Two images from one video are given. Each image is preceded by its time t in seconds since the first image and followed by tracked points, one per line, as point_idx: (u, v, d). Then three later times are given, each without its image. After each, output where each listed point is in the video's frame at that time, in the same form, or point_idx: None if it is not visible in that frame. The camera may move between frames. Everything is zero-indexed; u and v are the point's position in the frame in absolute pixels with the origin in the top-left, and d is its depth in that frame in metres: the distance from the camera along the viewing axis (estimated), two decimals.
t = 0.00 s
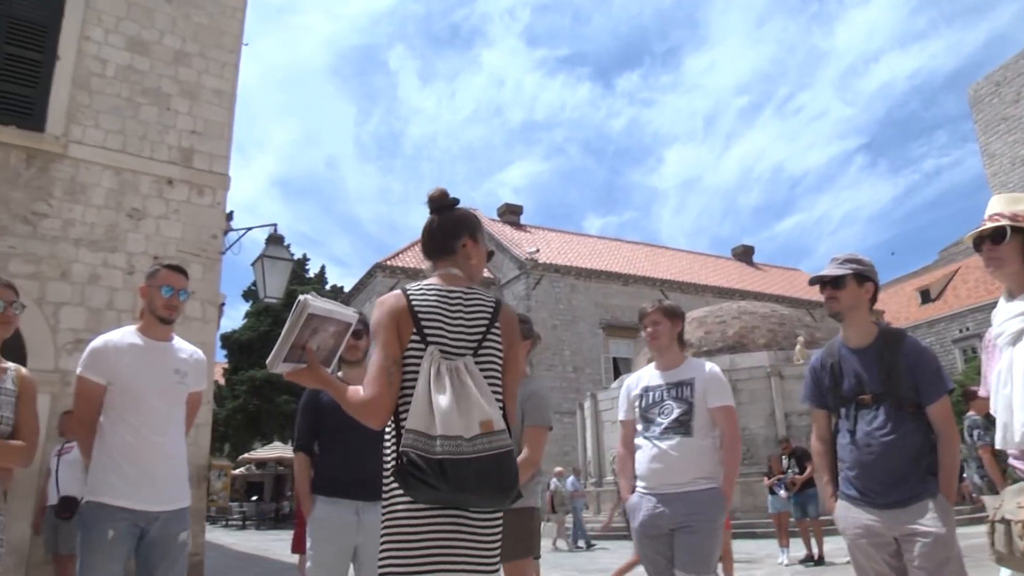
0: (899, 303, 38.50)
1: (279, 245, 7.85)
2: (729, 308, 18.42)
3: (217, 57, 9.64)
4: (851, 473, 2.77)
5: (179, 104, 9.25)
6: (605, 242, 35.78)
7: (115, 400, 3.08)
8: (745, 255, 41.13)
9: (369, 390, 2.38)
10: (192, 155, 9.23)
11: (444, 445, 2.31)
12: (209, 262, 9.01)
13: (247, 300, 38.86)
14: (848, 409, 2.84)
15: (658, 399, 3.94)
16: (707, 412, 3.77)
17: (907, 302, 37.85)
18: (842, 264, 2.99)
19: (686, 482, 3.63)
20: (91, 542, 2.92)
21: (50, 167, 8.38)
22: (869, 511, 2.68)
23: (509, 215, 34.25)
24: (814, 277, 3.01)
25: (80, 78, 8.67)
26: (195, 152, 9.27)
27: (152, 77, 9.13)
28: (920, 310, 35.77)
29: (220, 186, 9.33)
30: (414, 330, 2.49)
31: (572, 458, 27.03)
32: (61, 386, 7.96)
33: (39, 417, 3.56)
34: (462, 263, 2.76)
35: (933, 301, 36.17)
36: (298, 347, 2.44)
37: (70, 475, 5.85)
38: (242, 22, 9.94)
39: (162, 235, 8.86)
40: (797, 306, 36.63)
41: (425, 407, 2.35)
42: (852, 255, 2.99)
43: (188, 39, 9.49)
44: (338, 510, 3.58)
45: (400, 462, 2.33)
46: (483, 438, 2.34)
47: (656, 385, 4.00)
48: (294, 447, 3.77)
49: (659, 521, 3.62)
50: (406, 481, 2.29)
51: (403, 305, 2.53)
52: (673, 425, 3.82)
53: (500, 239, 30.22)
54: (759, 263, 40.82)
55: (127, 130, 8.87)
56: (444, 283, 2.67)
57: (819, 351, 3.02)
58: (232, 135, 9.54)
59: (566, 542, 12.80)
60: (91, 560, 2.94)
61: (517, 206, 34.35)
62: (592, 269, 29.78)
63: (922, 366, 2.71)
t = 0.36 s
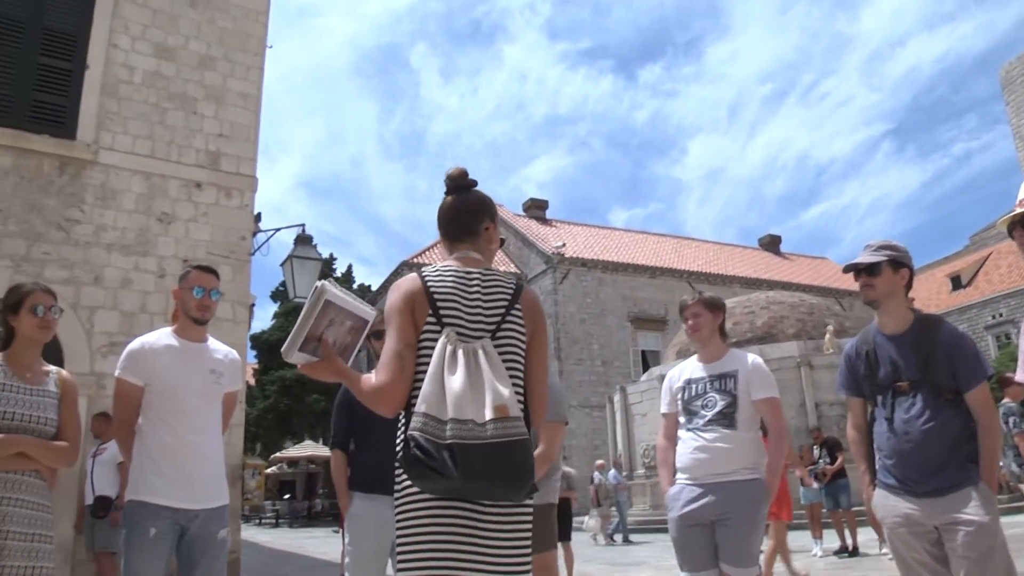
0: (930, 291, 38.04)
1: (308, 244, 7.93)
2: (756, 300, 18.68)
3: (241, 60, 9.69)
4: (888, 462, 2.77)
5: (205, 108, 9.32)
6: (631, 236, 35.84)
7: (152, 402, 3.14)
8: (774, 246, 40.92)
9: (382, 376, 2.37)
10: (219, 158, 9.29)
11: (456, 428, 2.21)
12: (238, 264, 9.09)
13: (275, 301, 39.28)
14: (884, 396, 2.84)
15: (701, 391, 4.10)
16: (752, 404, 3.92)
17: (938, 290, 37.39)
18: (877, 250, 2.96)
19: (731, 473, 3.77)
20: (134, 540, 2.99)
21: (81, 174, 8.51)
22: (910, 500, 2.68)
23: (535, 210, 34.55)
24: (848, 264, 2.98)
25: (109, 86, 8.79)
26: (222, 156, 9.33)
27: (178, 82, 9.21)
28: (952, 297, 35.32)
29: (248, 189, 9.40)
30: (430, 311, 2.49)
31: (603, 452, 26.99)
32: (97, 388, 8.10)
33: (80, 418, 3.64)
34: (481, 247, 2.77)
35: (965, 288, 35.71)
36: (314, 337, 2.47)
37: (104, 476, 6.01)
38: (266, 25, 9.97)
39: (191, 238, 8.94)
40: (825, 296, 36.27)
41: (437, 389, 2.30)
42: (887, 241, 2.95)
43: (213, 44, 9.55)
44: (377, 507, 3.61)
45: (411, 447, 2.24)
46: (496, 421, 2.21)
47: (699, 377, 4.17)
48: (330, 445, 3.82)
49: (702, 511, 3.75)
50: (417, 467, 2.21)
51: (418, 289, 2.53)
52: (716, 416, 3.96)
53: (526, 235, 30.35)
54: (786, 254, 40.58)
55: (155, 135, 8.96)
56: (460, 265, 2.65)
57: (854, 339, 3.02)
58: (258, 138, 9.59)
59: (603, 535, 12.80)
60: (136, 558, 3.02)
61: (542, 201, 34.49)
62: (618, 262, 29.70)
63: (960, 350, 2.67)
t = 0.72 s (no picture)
0: (969, 275, 37.44)
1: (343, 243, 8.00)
2: (791, 287, 18.65)
3: (271, 62, 9.70)
4: (937, 448, 2.77)
5: (236, 110, 9.36)
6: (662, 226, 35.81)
7: (195, 399, 3.21)
8: (807, 232, 40.54)
9: (432, 362, 2.24)
10: (251, 160, 9.33)
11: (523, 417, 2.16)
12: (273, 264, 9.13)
13: (310, 299, 39.88)
14: (931, 381, 2.83)
15: (747, 377, 4.18)
16: (798, 393, 4.01)
17: (976, 274, 36.81)
18: (920, 234, 2.98)
19: (776, 461, 3.85)
20: (182, 535, 3.07)
21: (117, 179, 8.65)
22: (961, 486, 2.68)
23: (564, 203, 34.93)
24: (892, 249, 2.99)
25: (142, 92, 8.92)
26: (254, 157, 9.36)
27: (209, 86, 9.28)
28: (992, 281, 34.75)
29: (281, 189, 9.42)
30: (481, 294, 2.38)
31: (639, 443, 27.01)
32: (139, 389, 8.28)
33: (127, 416, 3.72)
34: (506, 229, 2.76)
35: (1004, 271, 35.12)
36: (349, 326, 2.27)
37: (145, 475, 6.16)
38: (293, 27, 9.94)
39: (226, 239, 9.02)
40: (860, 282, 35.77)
41: (501, 375, 2.22)
42: (931, 224, 2.96)
43: (242, 47, 9.58)
44: (418, 500, 3.63)
45: (471, 435, 2.16)
46: (562, 415, 2.23)
47: (745, 364, 4.24)
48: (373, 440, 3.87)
49: (746, 499, 3.84)
50: (480, 456, 2.12)
51: (466, 268, 2.40)
52: (763, 403, 4.04)
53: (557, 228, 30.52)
54: (819, 241, 40.25)
55: (188, 139, 9.06)
56: (501, 250, 2.63)
57: (898, 323, 3.00)
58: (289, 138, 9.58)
59: (647, 525, 12.81)
60: (186, 554, 3.08)
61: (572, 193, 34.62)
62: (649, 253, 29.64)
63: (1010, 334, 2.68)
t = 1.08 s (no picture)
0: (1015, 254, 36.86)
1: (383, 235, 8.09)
2: (831, 273, 19.51)
3: (305, 58, 9.73)
4: (994, 431, 2.76)
5: (272, 107, 9.42)
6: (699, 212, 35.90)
7: (243, 394, 3.26)
8: (844, 214, 40.19)
9: (503, 349, 2.21)
10: (288, 156, 9.38)
11: (616, 401, 2.28)
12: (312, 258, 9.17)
13: (348, 294, 40.47)
14: (986, 361, 2.84)
15: (787, 362, 4.14)
16: (840, 375, 3.96)
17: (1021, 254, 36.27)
18: (971, 214, 3.01)
19: (821, 446, 3.82)
20: (233, 525, 3.13)
21: (157, 179, 8.80)
22: (1019, 470, 2.65)
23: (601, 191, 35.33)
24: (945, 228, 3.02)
25: (179, 92, 9.07)
26: (291, 153, 9.41)
27: (244, 84, 9.36)
28: None
29: (318, 184, 9.46)
30: (555, 282, 2.40)
31: (678, 432, 26.97)
32: (183, 384, 8.39)
33: (174, 409, 3.80)
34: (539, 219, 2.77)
35: None
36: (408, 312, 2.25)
37: (181, 470, 6.32)
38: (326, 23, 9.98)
39: (264, 235, 9.12)
40: (901, 265, 35.38)
41: (589, 359, 2.28)
42: (983, 203, 3.00)
43: (276, 44, 9.64)
44: (470, 489, 3.66)
45: (569, 416, 2.18)
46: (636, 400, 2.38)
47: (784, 350, 4.20)
48: (420, 429, 3.89)
49: (792, 487, 3.84)
50: (580, 437, 2.17)
51: (535, 251, 2.38)
52: (805, 388, 4.01)
53: (594, 215, 31.03)
54: (858, 224, 39.96)
55: (225, 137, 9.16)
56: (551, 237, 2.64)
57: (949, 304, 3.02)
58: (324, 134, 9.60)
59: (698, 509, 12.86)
60: (235, 543, 3.13)
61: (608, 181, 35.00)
62: (687, 240, 29.83)
63: None
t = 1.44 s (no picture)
0: None
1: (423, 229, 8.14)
2: (870, 260, 19.78)
3: (340, 56, 9.81)
4: None
5: (310, 105, 9.51)
6: (736, 202, 35.83)
7: (288, 388, 3.30)
8: (882, 202, 39.79)
9: (559, 341, 2.21)
10: (326, 153, 9.46)
11: (665, 391, 2.31)
12: (351, 254, 9.22)
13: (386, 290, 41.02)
14: None
15: (818, 352, 4.10)
16: (872, 363, 3.89)
17: None
18: None
19: (853, 439, 3.78)
20: (280, 519, 3.16)
21: (197, 179, 8.93)
22: None
23: (637, 182, 35.59)
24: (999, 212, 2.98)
25: (217, 93, 9.20)
26: (329, 150, 9.49)
27: (281, 83, 9.46)
28: None
29: (355, 180, 9.52)
30: (600, 276, 2.41)
31: (718, 423, 26.92)
32: (225, 380, 8.50)
33: (215, 402, 3.81)
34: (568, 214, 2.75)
35: None
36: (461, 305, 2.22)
37: (215, 464, 6.33)
38: (361, 20, 10.05)
39: (304, 232, 9.19)
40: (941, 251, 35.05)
41: (637, 350, 2.32)
42: None
43: (312, 43, 9.72)
44: (513, 482, 3.69)
45: (622, 406, 2.21)
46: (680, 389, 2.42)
47: (816, 339, 4.16)
48: (464, 423, 3.93)
49: (828, 481, 3.80)
50: (634, 426, 2.18)
51: (579, 246, 2.39)
52: (836, 378, 3.96)
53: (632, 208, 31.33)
54: (897, 211, 39.55)
55: (263, 136, 9.25)
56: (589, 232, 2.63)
57: (1001, 289, 2.97)
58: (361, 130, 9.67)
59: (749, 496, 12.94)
60: (282, 537, 3.15)
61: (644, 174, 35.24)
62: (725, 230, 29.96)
63: None
